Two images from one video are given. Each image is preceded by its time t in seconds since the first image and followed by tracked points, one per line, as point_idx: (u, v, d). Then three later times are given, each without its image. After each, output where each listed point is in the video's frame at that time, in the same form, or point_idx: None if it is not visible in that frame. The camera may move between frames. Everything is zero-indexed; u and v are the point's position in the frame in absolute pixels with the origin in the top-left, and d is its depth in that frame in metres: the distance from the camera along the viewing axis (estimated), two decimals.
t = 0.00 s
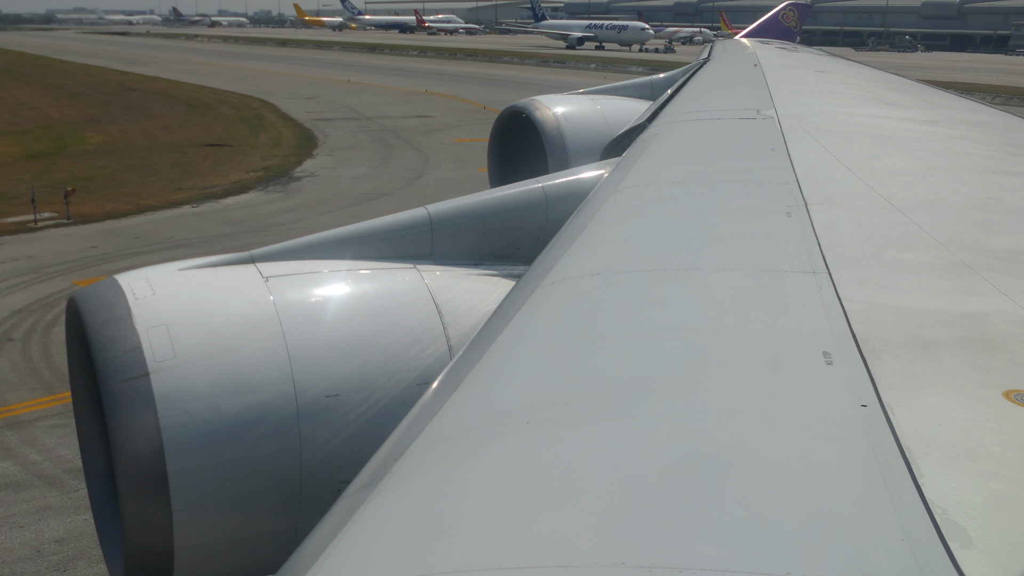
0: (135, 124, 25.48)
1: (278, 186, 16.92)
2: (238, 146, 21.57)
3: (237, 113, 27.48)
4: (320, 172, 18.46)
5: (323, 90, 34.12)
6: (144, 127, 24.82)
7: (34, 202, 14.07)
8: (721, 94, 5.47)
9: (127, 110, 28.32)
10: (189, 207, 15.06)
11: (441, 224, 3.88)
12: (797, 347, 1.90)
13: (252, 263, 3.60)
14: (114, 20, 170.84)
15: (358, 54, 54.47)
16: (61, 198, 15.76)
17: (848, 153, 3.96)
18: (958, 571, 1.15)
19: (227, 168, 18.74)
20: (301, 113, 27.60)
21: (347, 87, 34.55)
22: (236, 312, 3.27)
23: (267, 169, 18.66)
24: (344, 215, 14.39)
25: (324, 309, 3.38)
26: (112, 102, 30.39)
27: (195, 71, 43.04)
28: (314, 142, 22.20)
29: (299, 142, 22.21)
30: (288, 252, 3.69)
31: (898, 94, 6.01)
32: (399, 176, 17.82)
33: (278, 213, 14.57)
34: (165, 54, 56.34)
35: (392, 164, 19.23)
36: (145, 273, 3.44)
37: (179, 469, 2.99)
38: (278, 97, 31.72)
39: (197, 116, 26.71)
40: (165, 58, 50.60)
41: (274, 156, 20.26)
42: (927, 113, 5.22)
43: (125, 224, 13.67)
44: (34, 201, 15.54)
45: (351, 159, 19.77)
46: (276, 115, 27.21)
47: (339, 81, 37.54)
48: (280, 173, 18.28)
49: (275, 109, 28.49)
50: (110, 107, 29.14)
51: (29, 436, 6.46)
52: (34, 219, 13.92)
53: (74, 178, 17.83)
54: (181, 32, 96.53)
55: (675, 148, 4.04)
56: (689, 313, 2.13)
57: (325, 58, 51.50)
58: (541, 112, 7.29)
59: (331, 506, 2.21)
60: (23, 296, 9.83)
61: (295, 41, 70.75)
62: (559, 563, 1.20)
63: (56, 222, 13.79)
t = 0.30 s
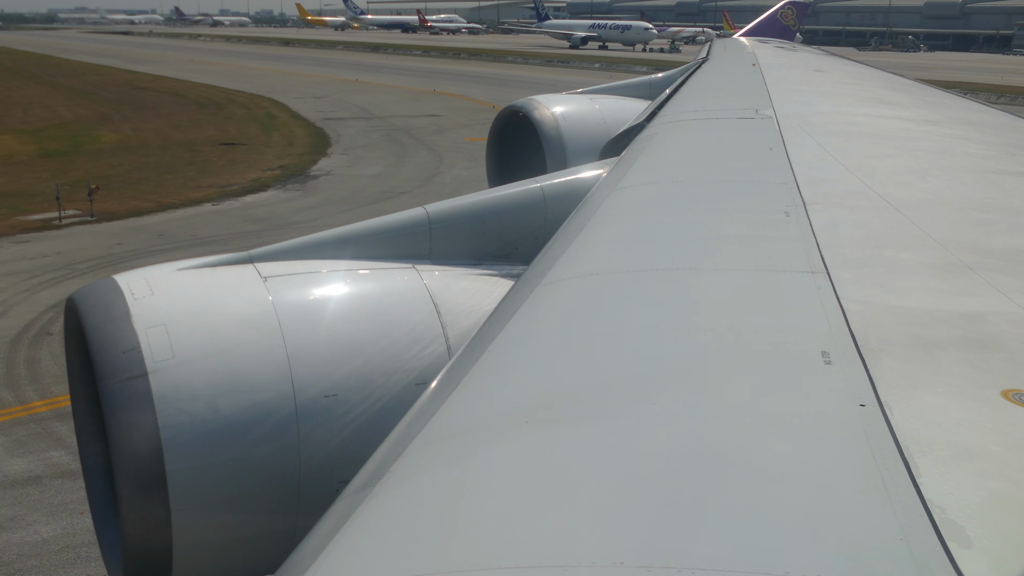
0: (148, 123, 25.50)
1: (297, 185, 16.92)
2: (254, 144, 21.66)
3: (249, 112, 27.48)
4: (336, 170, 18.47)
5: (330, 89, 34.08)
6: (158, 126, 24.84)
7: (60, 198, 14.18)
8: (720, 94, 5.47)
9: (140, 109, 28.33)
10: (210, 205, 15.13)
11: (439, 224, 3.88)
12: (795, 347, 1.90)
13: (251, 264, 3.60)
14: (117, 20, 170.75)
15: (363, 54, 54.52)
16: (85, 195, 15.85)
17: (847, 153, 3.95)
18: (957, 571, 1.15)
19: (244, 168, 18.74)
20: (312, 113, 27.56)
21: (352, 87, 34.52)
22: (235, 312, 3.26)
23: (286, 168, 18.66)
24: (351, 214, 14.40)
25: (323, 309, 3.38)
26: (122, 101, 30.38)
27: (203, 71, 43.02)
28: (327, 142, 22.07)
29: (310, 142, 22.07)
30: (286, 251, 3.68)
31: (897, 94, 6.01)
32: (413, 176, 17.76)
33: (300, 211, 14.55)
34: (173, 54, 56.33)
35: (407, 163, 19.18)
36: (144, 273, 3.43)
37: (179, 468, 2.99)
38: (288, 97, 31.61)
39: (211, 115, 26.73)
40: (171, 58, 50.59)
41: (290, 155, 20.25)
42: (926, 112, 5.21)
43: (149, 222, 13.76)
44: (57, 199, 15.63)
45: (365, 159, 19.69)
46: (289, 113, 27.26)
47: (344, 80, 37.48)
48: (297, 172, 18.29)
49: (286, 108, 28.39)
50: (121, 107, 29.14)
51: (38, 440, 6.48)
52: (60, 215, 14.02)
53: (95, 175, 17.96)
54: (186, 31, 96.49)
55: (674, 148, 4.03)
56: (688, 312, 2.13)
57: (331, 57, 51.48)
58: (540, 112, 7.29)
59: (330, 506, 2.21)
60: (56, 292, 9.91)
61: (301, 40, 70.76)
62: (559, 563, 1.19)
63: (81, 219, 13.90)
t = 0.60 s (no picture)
0: (160, 122, 25.55)
1: (315, 184, 16.93)
2: (268, 143, 21.72)
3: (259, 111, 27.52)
4: (354, 169, 18.53)
5: (337, 89, 34.05)
6: (170, 125, 24.89)
7: (83, 196, 14.27)
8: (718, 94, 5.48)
9: (150, 108, 28.37)
10: (230, 203, 15.22)
11: (438, 224, 3.88)
12: (794, 347, 1.90)
13: (250, 264, 3.59)
14: (118, 20, 170.65)
15: (367, 53, 54.59)
16: (109, 193, 15.96)
17: (846, 153, 3.96)
18: (955, 571, 1.15)
19: (259, 166, 18.76)
20: (322, 112, 27.51)
21: (356, 86, 34.52)
22: (233, 311, 3.26)
23: (303, 168, 18.65)
24: (359, 213, 14.42)
25: (322, 309, 3.38)
26: (132, 100, 30.43)
27: (210, 70, 43.05)
28: (342, 142, 21.93)
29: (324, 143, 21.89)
30: (285, 251, 3.68)
31: (896, 94, 6.02)
32: (428, 176, 17.67)
33: (320, 210, 14.58)
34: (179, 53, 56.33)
35: (420, 162, 19.11)
36: (143, 273, 3.43)
37: (177, 468, 2.99)
38: (297, 96, 31.53)
39: (223, 114, 26.77)
40: (177, 57, 50.60)
41: (304, 155, 20.23)
42: (925, 113, 5.22)
43: (172, 220, 13.84)
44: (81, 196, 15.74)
45: (379, 159, 19.58)
46: (300, 113, 27.21)
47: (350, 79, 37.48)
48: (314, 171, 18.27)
49: (297, 108, 28.30)
50: (131, 105, 29.18)
51: (47, 439, 6.51)
52: (84, 213, 14.11)
53: (114, 174, 18.04)
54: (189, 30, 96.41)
55: (673, 148, 4.04)
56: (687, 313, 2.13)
57: (336, 57, 51.50)
58: (538, 111, 7.29)
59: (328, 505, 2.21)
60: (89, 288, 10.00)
61: (305, 40, 70.71)
62: (558, 563, 1.19)
63: (104, 216, 13.97)
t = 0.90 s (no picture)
0: (173, 120, 25.60)
1: (332, 183, 16.90)
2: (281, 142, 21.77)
3: (270, 110, 27.53)
4: (369, 167, 18.52)
5: (347, 88, 33.99)
6: (182, 124, 24.95)
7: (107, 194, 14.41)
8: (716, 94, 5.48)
9: (161, 107, 28.42)
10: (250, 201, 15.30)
11: (437, 224, 3.88)
12: (793, 346, 1.90)
13: (248, 263, 3.59)
14: (120, 20, 170.60)
15: (370, 53, 54.63)
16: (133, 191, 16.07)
17: (844, 153, 3.96)
18: (953, 570, 1.15)
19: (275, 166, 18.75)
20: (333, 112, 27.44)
21: (361, 86, 34.52)
22: (231, 311, 3.26)
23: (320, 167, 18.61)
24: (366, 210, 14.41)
25: (321, 309, 3.38)
26: (141, 99, 30.49)
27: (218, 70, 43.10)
28: (358, 142, 21.78)
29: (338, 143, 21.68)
30: (284, 251, 3.68)
31: (894, 94, 6.03)
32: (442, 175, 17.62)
33: (341, 207, 14.63)
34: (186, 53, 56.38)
35: (431, 161, 19.14)
36: (141, 272, 3.43)
37: (175, 468, 2.99)
38: (307, 95, 31.45)
39: (234, 113, 26.81)
40: (183, 57, 50.65)
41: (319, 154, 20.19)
42: (924, 113, 5.22)
43: (195, 217, 13.97)
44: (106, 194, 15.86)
45: (395, 160, 19.46)
46: (311, 112, 27.12)
47: (355, 79, 37.47)
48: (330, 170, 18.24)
49: (307, 108, 28.25)
50: (142, 104, 29.23)
51: (59, 439, 6.55)
52: (108, 211, 14.26)
53: (132, 172, 18.16)
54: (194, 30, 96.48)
55: (671, 147, 4.04)
56: (686, 313, 2.13)
57: (340, 57, 51.54)
58: (537, 112, 7.29)
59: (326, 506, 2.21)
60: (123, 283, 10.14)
61: (310, 40, 70.76)
62: (558, 563, 1.19)
63: (128, 215, 14.12)
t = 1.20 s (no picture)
0: (185, 120, 25.61)
1: (349, 182, 16.87)
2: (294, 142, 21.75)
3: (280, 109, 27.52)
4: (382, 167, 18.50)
5: (357, 88, 33.93)
6: (194, 123, 24.97)
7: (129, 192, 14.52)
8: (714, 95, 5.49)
9: (171, 106, 28.42)
10: (268, 200, 15.34)
11: (436, 224, 3.89)
12: (792, 348, 1.90)
13: (247, 263, 3.59)
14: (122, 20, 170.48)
15: (373, 53, 54.67)
16: (155, 189, 16.17)
17: (841, 154, 3.97)
18: (951, 571, 1.15)
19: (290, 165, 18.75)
20: (344, 112, 27.38)
21: (367, 86, 34.49)
22: (230, 311, 3.26)
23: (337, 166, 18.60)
24: (374, 209, 14.44)
25: (320, 309, 3.38)
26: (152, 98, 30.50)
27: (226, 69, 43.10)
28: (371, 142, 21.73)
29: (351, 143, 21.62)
30: (283, 251, 3.67)
31: (893, 95, 6.04)
32: (458, 174, 17.64)
33: (361, 206, 14.67)
34: (192, 53, 56.35)
35: (443, 161, 19.17)
36: (140, 272, 3.43)
37: (173, 468, 2.98)
38: (317, 96, 31.40)
39: (246, 113, 26.81)
40: (189, 57, 50.62)
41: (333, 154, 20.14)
42: (923, 114, 5.23)
43: (217, 215, 14.09)
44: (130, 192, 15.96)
45: (409, 159, 19.41)
46: (322, 112, 27.08)
47: (361, 79, 37.44)
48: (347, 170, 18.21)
49: (317, 108, 28.20)
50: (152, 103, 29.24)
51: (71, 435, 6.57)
52: (131, 209, 14.37)
53: (149, 170, 18.23)
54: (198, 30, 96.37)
55: (670, 148, 4.04)
56: (684, 314, 2.13)
57: (346, 57, 51.51)
58: (536, 112, 7.30)
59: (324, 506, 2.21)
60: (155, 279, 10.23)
61: (316, 40, 70.68)
62: (557, 564, 1.19)
63: (150, 213, 14.23)
